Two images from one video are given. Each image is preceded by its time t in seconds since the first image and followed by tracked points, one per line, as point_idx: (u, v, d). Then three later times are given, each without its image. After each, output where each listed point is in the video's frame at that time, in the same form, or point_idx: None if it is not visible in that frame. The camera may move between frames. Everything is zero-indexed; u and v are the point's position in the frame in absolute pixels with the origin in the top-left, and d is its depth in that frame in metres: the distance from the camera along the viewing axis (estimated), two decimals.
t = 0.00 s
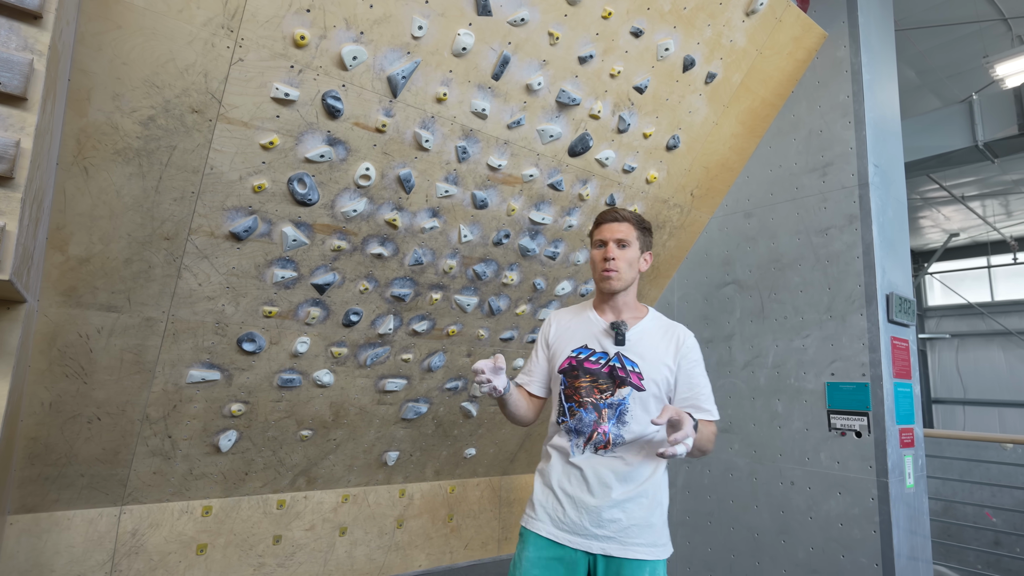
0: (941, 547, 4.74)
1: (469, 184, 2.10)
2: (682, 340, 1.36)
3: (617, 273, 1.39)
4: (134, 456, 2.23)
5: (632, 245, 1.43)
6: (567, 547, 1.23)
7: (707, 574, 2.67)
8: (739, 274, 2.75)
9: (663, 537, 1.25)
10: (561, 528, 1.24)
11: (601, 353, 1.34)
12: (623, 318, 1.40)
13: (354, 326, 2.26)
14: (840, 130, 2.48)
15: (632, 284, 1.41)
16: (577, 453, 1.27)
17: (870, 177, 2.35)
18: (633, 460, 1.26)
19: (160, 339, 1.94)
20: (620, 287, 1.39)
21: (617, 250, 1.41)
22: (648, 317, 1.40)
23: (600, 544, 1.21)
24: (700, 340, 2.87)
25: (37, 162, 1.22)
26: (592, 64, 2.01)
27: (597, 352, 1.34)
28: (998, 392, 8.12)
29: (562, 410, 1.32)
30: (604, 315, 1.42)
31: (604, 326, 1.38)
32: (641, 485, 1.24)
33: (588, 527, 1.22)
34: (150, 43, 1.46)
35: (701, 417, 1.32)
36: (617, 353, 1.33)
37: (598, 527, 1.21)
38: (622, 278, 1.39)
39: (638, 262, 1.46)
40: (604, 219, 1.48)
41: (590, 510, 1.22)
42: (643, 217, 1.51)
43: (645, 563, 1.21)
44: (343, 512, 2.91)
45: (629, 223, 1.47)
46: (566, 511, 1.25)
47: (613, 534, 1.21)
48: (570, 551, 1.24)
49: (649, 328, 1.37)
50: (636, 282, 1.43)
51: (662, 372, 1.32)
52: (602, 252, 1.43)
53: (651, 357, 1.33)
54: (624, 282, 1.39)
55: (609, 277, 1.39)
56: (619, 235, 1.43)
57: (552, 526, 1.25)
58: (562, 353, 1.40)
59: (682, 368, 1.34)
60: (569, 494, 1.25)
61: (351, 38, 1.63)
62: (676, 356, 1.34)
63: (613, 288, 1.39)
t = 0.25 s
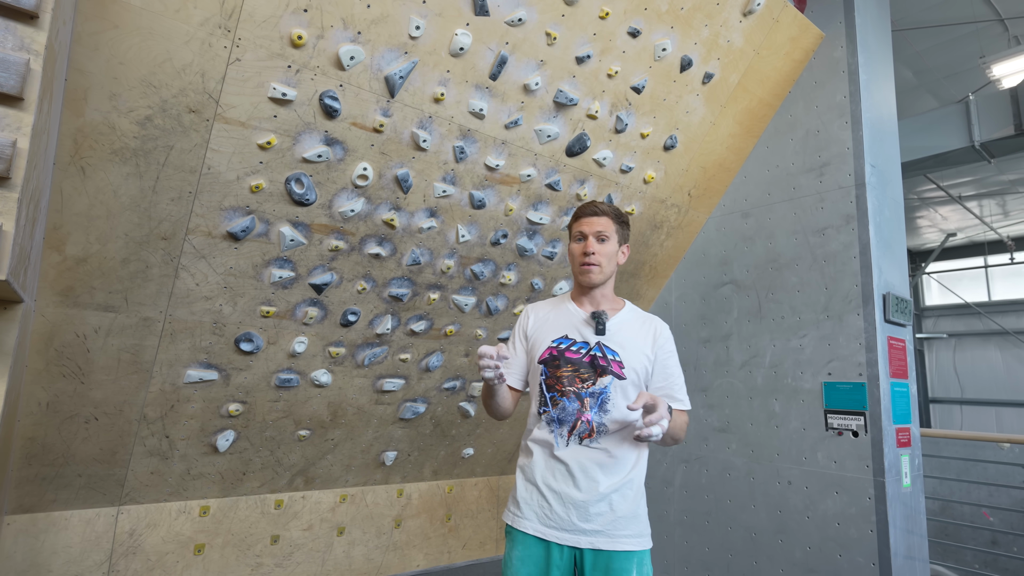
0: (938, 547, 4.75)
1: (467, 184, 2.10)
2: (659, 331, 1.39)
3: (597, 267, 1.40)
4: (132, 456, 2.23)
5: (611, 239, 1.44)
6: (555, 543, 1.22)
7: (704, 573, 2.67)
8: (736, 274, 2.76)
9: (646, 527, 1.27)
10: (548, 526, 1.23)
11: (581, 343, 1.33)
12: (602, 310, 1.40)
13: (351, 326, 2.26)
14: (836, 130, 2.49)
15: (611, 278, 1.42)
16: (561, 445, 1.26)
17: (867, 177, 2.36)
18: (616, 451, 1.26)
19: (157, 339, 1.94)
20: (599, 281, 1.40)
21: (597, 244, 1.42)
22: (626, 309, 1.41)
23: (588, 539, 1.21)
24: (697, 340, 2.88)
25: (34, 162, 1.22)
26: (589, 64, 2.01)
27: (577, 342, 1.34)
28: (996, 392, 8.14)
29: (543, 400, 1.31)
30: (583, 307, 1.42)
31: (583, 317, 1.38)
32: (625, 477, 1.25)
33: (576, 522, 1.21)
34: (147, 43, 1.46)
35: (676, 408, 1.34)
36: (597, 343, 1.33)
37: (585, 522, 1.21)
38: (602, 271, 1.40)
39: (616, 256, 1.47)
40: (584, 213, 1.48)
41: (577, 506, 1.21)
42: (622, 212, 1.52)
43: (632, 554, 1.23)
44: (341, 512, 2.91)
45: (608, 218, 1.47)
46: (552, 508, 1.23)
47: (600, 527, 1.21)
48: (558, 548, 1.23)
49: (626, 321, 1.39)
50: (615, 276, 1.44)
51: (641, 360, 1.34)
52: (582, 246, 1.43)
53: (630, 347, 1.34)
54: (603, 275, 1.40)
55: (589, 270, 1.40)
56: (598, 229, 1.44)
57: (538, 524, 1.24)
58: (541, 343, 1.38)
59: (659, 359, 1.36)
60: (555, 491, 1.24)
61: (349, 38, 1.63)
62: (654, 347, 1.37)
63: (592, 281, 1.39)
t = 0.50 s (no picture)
0: (937, 549, 4.75)
1: (466, 186, 2.10)
2: (639, 331, 1.39)
3: (578, 273, 1.40)
4: (131, 457, 2.23)
5: (594, 246, 1.44)
6: (546, 548, 1.22)
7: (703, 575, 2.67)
8: (735, 275, 2.76)
9: (637, 528, 1.28)
10: (539, 530, 1.23)
11: (563, 346, 1.34)
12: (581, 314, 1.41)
13: (351, 327, 2.26)
14: (835, 133, 2.49)
15: (592, 284, 1.42)
16: (547, 449, 1.26)
17: (866, 179, 2.36)
18: (602, 453, 1.26)
19: (157, 340, 1.94)
20: (580, 287, 1.40)
21: (581, 250, 1.42)
22: (606, 312, 1.42)
23: (578, 542, 1.21)
24: (696, 342, 2.88)
25: (34, 163, 1.22)
26: (588, 66, 2.02)
27: (559, 345, 1.35)
28: (994, 394, 8.15)
29: (525, 404, 1.30)
30: (563, 309, 1.42)
31: (563, 320, 1.39)
32: (614, 478, 1.25)
33: (566, 526, 1.21)
34: (148, 45, 1.46)
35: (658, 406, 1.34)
36: (578, 345, 1.34)
37: (575, 525, 1.21)
38: (583, 278, 1.40)
39: (599, 262, 1.47)
40: (569, 218, 1.47)
41: (566, 509, 1.22)
42: (609, 218, 1.51)
43: (624, 556, 1.23)
44: (340, 513, 2.91)
45: (594, 224, 1.46)
46: (542, 513, 1.23)
47: (590, 530, 1.21)
48: (549, 552, 1.23)
49: (607, 322, 1.39)
50: (596, 282, 1.44)
51: (622, 360, 1.34)
52: (565, 252, 1.43)
53: (610, 347, 1.35)
54: (584, 282, 1.40)
55: (570, 275, 1.40)
56: (583, 236, 1.44)
57: (529, 529, 1.24)
58: (524, 349, 1.39)
59: (639, 358, 1.37)
60: (545, 496, 1.24)
61: (348, 40, 1.64)
62: (634, 346, 1.38)
63: (572, 288, 1.40)
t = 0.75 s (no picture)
0: (937, 547, 4.75)
1: (465, 185, 2.10)
2: (624, 323, 1.39)
3: (562, 273, 1.41)
4: (130, 457, 2.23)
5: (581, 246, 1.45)
6: (540, 545, 1.22)
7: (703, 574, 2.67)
8: (734, 274, 2.76)
9: (631, 523, 1.28)
10: (533, 528, 1.23)
11: (550, 343, 1.35)
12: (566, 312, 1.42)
13: (350, 327, 2.26)
14: (833, 132, 2.49)
15: (577, 283, 1.43)
16: (538, 446, 1.26)
17: (864, 178, 2.36)
18: (593, 449, 1.27)
19: (155, 340, 1.94)
20: (563, 286, 1.42)
21: (565, 251, 1.43)
22: (591, 308, 1.43)
23: (573, 539, 1.21)
24: (695, 341, 2.88)
25: (32, 163, 1.22)
26: (587, 65, 2.02)
27: (546, 342, 1.36)
28: (994, 393, 8.15)
29: (515, 402, 1.30)
30: (549, 308, 1.44)
31: (548, 318, 1.40)
32: (607, 474, 1.26)
33: (560, 523, 1.21)
34: (146, 44, 1.46)
35: (646, 397, 1.34)
36: (565, 341, 1.35)
37: (569, 522, 1.21)
38: (567, 277, 1.41)
39: (586, 262, 1.48)
40: (557, 218, 1.48)
41: (560, 506, 1.22)
42: (598, 219, 1.52)
43: (618, 552, 1.24)
44: (339, 513, 2.91)
45: (581, 224, 1.47)
46: (536, 511, 1.23)
47: (584, 527, 1.22)
48: (544, 550, 1.23)
49: (593, 318, 1.40)
50: (582, 282, 1.45)
51: (608, 355, 1.35)
52: (550, 251, 1.44)
53: (596, 341, 1.36)
54: (568, 281, 1.42)
55: (553, 275, 1.42)
56: (568, 236, 1.45)
57: (523, 527, 1.24)
58: (512, 350, 1.40)
59: (626, 350, 1.36)
60: (539, 493, 1.24)
61: (346, 40, 1.64)
62: (620, 339, 1.38)
63: (555, 286, 1.41)
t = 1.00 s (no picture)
0: (936, 547, 4.76)
1: (464, 185, 2.10)
2: (616, 324, 1.40)
3: (552, 271, 1.42)
4: (129, 457, 2.23)
5: (572, 246, 1.45)
6: (538, 546, 1.22)
7: (702, 573, 2.68)
8: (733, 274, 2.76)
9: (626, 522, 1.29)
10: (530, 529, 1.22)
11: (544, 343, 1.36)
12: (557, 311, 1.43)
13: (349, 327, 2.26)
14: (832, 131, 2.50)
15: (567, 283, 1.44)
16: (534, 447, 1.26)
17: (863, 178, 2.36)
18: (588, 449, 1.27)
19: (154, 340, 1.94)
20: (554, 285, 1.42)
21: (557, 250, 1.43)
22: (582, 309, 1.43)
23: (570, 539, 1.21)
24: (694, 340, 2.88)
25: (30, 163, 1.22)
26: (586, 65, 2.02)
27: (540, 343, 1.36)
28: (993, 392, 8.16)
29: (510, 404, 1.31)
30: (540, 308, 1.45)
31: (541, 317, 1.41)
32: (602, 473, 1.27)
33: (557, 523, 1.21)
34: (144, 44, 1.46)
35: (639, 397, 1.34)
36: (558, 341, 1.35)
37: (566, 522, 1.21)
38: (557, 276, 1.42)
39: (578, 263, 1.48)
40: (552, 217, 1.49)
41: (557, 506, 1.22)
42: (592, 221, 1.52)
43: (615, 550, 1.24)
44: (339, 513, 2.91)
45: (574, 225, 1.48)
46: (533, 511, 1.23)
47: (581, 526, 1.22)
48: (541, 551, 1.22)
49: (586, 319, 1.40)
50: (572, 282, 1.46)
51: (601, 354, 1.35)
52: (542, 250, 1.45)
53: (589, 340, 1.37)
54: (558, 280, 1.42)
55: (544, 273, 1.42)
56: (560, 235, 1.45)
57: (520, 529, 1.23)
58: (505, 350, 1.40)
59: (619, 350, 1.37)
60: (535, 494, 1.23)
61: (345, 40, 1.64)
62: (612, 339, 1.39)
63: (545, 285, 1.42)
